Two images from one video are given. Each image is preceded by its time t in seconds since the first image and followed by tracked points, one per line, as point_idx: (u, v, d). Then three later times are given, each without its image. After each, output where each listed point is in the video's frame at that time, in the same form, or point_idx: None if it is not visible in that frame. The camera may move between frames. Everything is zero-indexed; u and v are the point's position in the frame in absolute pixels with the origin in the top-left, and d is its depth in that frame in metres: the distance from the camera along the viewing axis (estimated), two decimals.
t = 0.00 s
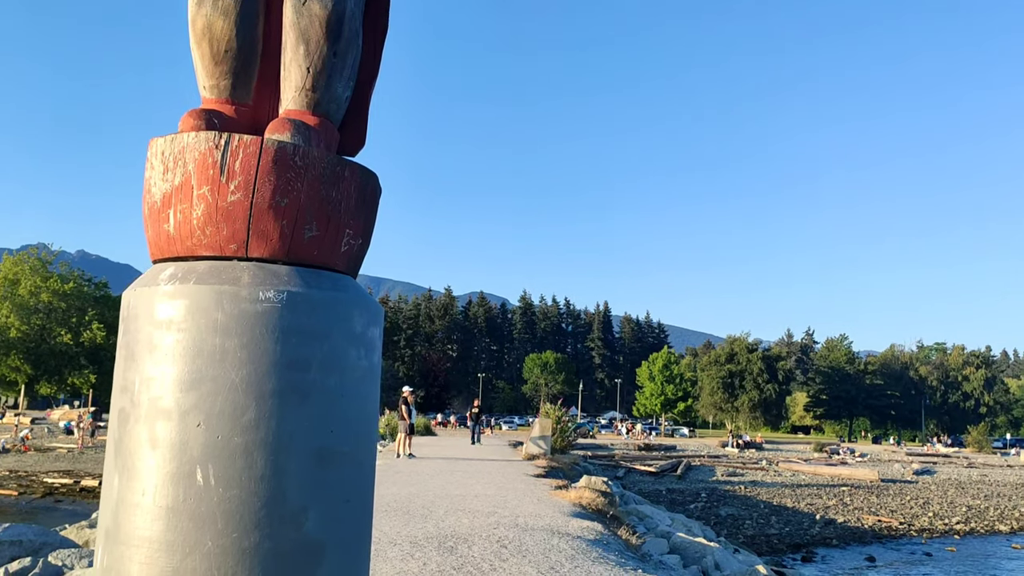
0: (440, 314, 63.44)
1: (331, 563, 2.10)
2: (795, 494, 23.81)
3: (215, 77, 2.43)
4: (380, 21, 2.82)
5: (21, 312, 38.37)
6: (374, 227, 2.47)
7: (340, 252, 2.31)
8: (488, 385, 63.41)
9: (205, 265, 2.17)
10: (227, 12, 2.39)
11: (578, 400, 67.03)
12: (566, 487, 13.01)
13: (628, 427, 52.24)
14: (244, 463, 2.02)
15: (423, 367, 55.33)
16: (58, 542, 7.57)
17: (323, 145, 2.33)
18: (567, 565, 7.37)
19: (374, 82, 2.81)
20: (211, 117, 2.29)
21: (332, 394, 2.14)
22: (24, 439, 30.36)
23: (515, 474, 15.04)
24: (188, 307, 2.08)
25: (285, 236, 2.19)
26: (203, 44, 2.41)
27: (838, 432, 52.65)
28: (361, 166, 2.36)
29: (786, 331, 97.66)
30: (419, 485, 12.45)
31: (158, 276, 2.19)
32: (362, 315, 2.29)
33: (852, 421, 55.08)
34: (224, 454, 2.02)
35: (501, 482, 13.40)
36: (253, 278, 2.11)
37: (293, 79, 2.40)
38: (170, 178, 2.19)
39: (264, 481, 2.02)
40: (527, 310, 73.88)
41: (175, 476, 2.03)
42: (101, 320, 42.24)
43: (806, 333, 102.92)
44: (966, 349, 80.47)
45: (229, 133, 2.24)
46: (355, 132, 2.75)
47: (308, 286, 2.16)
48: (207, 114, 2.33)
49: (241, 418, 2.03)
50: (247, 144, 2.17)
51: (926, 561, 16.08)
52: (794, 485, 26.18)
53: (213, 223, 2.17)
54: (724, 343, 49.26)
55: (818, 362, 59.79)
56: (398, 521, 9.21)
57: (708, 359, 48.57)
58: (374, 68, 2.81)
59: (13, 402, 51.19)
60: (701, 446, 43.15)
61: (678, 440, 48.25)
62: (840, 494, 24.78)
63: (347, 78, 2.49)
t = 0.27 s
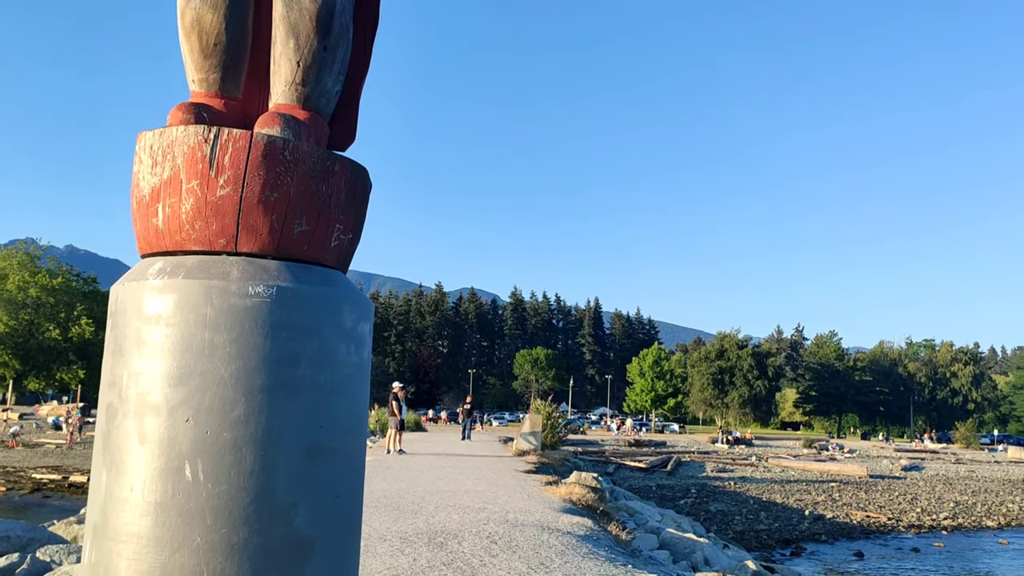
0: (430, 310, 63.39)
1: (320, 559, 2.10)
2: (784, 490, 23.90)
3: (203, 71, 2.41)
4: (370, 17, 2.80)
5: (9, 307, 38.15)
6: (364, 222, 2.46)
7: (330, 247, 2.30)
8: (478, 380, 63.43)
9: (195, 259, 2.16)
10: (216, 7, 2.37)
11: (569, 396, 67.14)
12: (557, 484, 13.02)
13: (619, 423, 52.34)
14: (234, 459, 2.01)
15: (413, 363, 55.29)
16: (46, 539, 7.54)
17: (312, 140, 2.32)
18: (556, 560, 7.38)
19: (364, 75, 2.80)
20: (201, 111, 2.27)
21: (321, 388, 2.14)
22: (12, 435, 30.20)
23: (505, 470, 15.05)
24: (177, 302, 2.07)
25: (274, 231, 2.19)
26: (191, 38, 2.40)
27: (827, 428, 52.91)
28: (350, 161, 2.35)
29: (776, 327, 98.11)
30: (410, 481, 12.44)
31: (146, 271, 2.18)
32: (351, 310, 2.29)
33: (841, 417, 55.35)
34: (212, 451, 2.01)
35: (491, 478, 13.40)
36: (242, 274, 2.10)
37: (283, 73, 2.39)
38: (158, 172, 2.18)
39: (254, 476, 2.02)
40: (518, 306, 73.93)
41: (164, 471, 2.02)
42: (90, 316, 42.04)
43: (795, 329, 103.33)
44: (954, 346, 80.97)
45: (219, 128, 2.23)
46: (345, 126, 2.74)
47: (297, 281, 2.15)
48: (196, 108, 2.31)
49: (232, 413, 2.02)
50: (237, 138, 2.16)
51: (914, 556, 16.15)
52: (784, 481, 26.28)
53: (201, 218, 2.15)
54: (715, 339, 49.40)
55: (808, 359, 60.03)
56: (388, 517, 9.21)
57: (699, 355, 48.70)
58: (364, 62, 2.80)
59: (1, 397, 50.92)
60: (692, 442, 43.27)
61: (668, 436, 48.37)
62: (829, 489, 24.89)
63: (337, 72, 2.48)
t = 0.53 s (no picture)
0: (422, 305, 63.33)
1: (311, 553, 2.10)
2: (774, 486, 24.00)
3: (193, 65, 2.40)
4: (360, 12, 2.79)
5: None
6: (355, 218, 2.45)
7: (320, 243, 2.29)
8: (469, 376, 63.45)
9: (184, 254, 2.15)
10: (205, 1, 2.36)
11: (560, 392, 67.26)
12: (547, 479, 13.04)
13: (610, 419, 52.46)
14: (222, 454, 2.01)
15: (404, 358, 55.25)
16: (35, 535, 7.51)
17: (302, 134, 2.31)
18: (546, 556, 7.39)
19: (354, 70, 2.78)
20: (190, 104, 2.26)
21: (311, 384, 2.13)
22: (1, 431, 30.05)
23: (495, 466, 15.05)
24: (165, 297, 2.06)
25: (264, 227, 2.18)
26: (181, 31, 2.39)
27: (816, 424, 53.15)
28: (341, 156, 2.34)
29: (766, 324, 98.46)
30: (400, 477, 12.44)
31: (134, 266, 2.17)
32: (341, 305, 2.28)
33: (831, 413, 55.58)
34: (200, 446, 2.00)
35: (482, 474, 13.42)
36: (232, 269, 2.10)
37: (273, 68, 2.38)
38: (147, 166, 2.17)
39: (243, 472, 2.01)
40: (509, 302, 73.98)
41: (152, 467, 2.01)
42: (79, 311, 41.85)
43: (785, 325, 103.70)
44: (943, 343, 81.42)
45: (209, 121, 2.22)
46: (336, 121, 2.73)
47: (287, 277, 2.14)
48: (185, 102, 2.30)
49: (220, 408, 2.01)
50: (227, 131, 2.15)
51: (899, 551, 16.32)
52: (773, 477, 26.38)
53: (190, 213, 2.15)
54: (705, 335, 49.53)
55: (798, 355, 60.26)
56: (379, 512, 9.20)
57: (689, 351, 48.83)
58: (355, 56, 2.78)
59: None
60: (682, 438, 43.40)
61: (658, 432, 48.47)
62: (818, 485, 25.00)
63: (327, 66, 2.48)
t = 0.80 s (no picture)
0: (413, 302, 63.23)
1: (301, 548, 2.10)
2: (764, 481, 24.10)
3: (182, 59, 2.39)
4: (352, 6, 2.78)
5: None
6: (346, 213, 2.44)
7: (311, 238, 2.28)
8: (461, 372, 63.49)
9: (173, 249, 2.14)
10: None
11: (551, 387, 67.34)
12: (538, 475, 13.05)
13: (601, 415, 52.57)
14: (212, 449, 2.00)
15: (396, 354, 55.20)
16: (24, 530, 7.49)
17: (294, 129, 2.30)
18: (537, 551, 7.40)
19: (345, 65, 2.77)
20: (179, 98, 2.25)
21: (301, 379, 2.12)
22: None
23: (486, 461, 15.06)
24: (154, 293, 2.05)
25: (253, 221, 2.17)
26: (170, 26, 2.38)
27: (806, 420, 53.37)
28: (332, 151, 2.33)
29: (757, 320, 98.78)
30: (391, 472, 12.43)
31: (123, 260, 2.15)
32: (332, 301, 2.27)
33: (821, 409, 55.85)
34: (189, 442, 2.00)
35: (473, 470, 13.42)
36: (221, 264, 2.09)
37: (264, 62, 2.37)
38: (137, 160, 2.15)
39: (233, 467, 2.00)
40: (501, 298, 74.01)
41: (142, 461, 2.00)
42: (68, 306, 41.65)
43: (776, 322, 104.09)
44: (932, 340, 81.84)
45: (199, 115, 2.21)
46: (327, 117, 2.72)
47: (277, 272, 2.13)
48: (175, 96, 2.29)
49: (209, 404, 2.01)
50: (217, 126, 2.14)
51: (889, 546, 16.40)
52: (764, 473, 26.49)
53: (180, 207, 2.14)
54: (696, 332, 49.63)
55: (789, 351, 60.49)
56: (369, 508, 9.20)
57: (681, 348, 48.95)
58: (345, 51, 2.77)
59: None
60: (673, 434, 43.51)
61: (649, 428, 48.58)
62: (808, 481, 25.11)
63: (319, 60, 2.47)
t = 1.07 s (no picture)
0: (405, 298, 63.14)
1: (293, 542, 2.10)
2: (755, 478, 24.19)
3: (173, 52, 2.38)
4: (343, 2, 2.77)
5: None
6: (337, 208, 2.44)
7: (302, 233, 2.28)
8: (453, 368, 63.54)
9: (164, 243, 2.13)
10: None
11: (543, 384, 67.43)
12: (530, 472, 13.07)
13: (593, 412, 52.64)
14: (204, 445, 2.00)
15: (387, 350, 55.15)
16: (15, 527, 7.47)
17: (286, 124, 2.30)
18: (529, 548, 7.41)
19: (336, 60, 2.75)
20: (170, 93, 2.24)
21: (294, 374, 2.12)
22: None
23: (478, 458, 15.07)
24: (146, 287, 2.04)
25: (246, 217, 2.16)
26: (161, 19, 2.37)
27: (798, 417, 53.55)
28: (323, 145, 2.32)
29: (749, 317, 99.05)
30: (383, 468, 12.41)
31: (114, 255, 2.15)
32: (324, 295, 2.26)
33: (812, 406, 56.06)
34: (181, 436, 2.00)
35: (465, 466, 13.44)
36: (213, 258, 2.08)
37: (255, 56, 2.36)
38: (128, 155, 2.15)
39: (225, 461, 2.00)
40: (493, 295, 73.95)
41: (133, 456, 2.00)
42: (59, 302, 41.43)
43: (768, 319, 104.36)
44: (923, 337, 82.15)
45: (189, 108, 2.20)
46: (319, 111, 2.71)
47: (269, 266, 2.13)
48: (165, 90, 2.28)
49: (201, 400, 2.00)
50: (208, 119, 2.13)
51: (879, 542, 16.51)
52: (755, 469, 26.57)
53: (171, 202, 2.13)
54: (688, 329, 49.70)
55: (780, 348, 60.67)
56: (361, 504, 9.19)
57: (673, 344, 49.02)
58: (337, 45, 2.75)
59: None
60: (665, 430, 43.60)
61: (641, 424, 48.68)
62: (799, 477, 25.19)
63: (309, 55, 2.46)
